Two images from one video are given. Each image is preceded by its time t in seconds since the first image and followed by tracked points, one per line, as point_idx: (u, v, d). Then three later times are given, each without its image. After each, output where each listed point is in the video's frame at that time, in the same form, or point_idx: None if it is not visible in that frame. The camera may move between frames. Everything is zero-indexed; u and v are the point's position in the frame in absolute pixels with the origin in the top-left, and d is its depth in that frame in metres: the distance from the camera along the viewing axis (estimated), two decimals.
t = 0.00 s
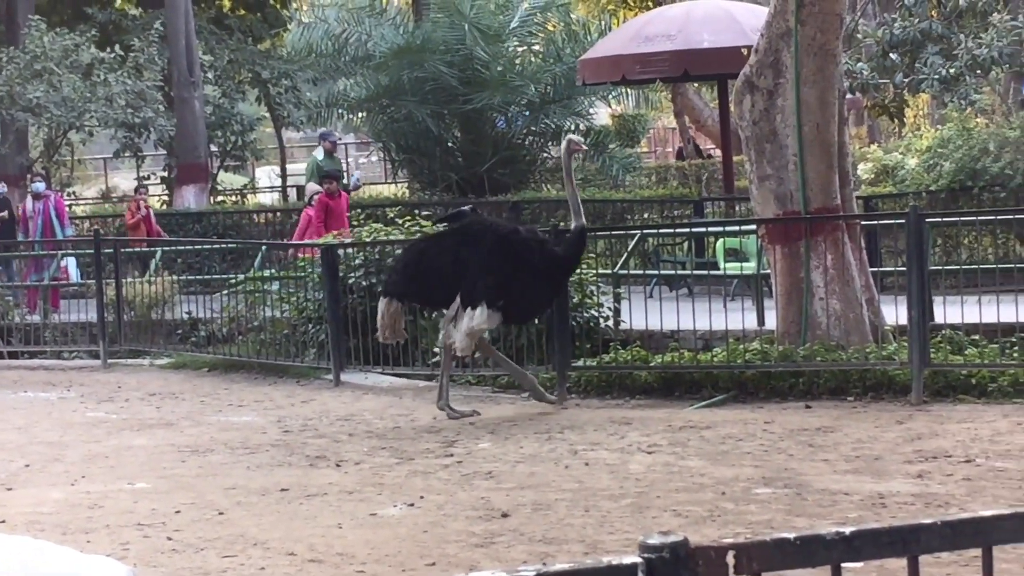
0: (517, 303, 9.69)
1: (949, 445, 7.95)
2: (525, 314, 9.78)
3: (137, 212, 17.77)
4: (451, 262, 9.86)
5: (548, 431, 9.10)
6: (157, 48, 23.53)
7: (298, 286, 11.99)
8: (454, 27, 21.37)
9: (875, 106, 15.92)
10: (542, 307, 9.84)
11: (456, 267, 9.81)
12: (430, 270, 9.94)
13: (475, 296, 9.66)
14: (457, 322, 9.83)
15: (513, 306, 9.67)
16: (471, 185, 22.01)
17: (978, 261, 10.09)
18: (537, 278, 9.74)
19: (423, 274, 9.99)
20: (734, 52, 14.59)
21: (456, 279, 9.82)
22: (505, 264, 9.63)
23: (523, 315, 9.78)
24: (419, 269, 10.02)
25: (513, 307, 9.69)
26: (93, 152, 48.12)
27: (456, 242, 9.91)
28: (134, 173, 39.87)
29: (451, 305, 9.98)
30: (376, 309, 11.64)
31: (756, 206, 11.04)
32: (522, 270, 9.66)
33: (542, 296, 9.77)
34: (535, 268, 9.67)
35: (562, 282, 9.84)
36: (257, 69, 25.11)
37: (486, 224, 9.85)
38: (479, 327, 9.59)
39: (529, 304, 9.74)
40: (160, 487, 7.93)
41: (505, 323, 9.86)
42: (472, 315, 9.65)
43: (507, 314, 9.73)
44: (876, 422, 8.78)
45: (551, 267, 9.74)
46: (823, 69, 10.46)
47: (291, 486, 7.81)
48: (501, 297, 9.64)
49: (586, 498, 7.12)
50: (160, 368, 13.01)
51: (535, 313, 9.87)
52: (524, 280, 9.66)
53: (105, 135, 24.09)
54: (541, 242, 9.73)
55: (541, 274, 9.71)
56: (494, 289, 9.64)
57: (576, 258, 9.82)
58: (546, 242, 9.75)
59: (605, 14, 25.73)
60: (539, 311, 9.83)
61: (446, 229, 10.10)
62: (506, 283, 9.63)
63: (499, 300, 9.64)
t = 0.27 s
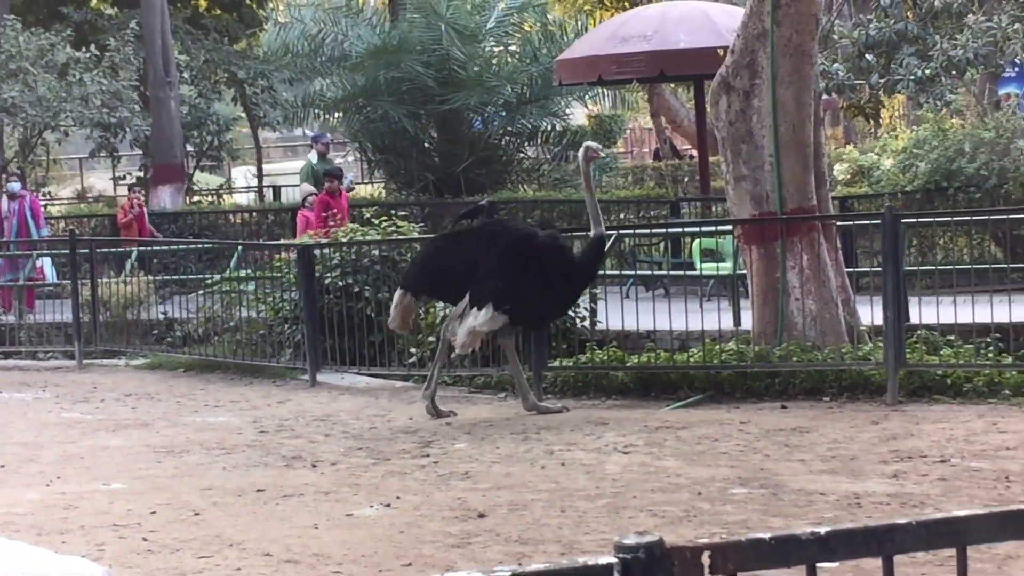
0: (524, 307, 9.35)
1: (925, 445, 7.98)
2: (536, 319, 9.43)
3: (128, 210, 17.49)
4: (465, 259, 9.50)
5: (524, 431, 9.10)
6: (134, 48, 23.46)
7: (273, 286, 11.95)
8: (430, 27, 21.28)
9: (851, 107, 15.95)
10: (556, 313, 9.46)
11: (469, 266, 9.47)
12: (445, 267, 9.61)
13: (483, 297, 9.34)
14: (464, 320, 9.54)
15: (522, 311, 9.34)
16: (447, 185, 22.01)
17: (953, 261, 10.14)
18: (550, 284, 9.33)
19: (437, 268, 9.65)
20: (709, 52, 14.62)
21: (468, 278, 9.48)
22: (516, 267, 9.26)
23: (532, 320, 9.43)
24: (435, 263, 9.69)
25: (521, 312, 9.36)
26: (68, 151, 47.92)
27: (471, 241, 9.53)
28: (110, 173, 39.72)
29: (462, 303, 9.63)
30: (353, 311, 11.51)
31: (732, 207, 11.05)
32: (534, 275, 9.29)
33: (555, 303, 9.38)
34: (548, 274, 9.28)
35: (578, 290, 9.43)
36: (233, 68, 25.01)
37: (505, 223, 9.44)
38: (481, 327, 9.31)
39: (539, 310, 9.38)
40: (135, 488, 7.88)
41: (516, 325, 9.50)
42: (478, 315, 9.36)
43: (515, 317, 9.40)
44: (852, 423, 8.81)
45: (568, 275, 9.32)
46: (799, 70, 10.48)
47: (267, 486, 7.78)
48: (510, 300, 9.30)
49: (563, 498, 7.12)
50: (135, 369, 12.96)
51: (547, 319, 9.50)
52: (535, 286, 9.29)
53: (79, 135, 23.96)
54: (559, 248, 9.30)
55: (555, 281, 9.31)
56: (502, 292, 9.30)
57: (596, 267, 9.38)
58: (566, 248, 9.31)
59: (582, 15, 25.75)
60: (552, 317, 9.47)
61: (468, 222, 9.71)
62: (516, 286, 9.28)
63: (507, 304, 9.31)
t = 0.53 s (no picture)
0: (539, 302, 9.27)
1: (897, 445, 8.01)
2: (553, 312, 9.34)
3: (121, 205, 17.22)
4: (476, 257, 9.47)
5: (498, 431, 9.09)
6: (107, 47, 23.31)
7: (247, 286, 11.89)
8: (404, 26, 21.24)
9: (824, 108, 16.00)
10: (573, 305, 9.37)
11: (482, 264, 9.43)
12: (458, 266, 9.58)
13: (496, 295, 9.31)
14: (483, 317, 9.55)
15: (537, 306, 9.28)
16: (422, 185, 22.02)
17: (927, 261, 10.19)
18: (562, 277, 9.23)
19: (451, 266, 9.64)
20: (683, 52, 14.65)
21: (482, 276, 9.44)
22: (525, 262, 9.20)
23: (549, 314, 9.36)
24: (448, 259, 9.66)
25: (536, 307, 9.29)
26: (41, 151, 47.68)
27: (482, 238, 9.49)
28: (83, 173, 39.51)
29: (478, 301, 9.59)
30: (328, 310, 11.46)
31: (706, 206, 11.06)
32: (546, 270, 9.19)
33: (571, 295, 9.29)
34: (559, 268, 9.17)
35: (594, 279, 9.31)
36: (207, 67, 24.89)
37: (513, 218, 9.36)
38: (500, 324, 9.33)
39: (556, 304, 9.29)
40: (108, 488, 7.84)
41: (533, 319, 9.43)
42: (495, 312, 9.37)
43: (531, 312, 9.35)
44: (825, 422, 8.83)
45: (581, 266, 9.20)
46: (773, 70, 10.51)
47: (240, 486, 7.74)
48: (523, 296, 9.26)
49: (536, 498, 7.11)
50: (108, 368, 12.89)
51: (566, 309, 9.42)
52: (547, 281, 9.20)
53: (52, 134, 23.83)
54: (568, 240, 9.18)
55: (568, 274, 9.20)
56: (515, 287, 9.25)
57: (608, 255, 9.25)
58: (575, 239, 9.21)
59: (556, 14, 25.75)
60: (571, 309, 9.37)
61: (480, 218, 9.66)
62: (527, 282, 9.22)
63: (520, 300, 9.26)
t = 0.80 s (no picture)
0: (548, 302, 9.25)
1: (869, 446, 8.04)
2: (562, 314, 9.31)
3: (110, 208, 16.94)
4: (485, 260, 9.46)
5: (471, 433, 9.08)
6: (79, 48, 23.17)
7: (219, 287, 11.83)
8: (378, 28, 21.32)
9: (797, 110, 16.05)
10: (581, 306, 9.34)
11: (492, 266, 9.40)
12: (469, 270, 9.56)
13: (505, 296, 9.29)
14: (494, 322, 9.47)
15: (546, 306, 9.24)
16: (394, 186, 21.89)
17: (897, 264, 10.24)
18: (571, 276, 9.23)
19: (460, 270, 9.63)
20: (657, 54, 14.66)
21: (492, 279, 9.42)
22: (535, 262, 9.18)
23: (558, 314, 9.32)
24: (458, 263, 9.64)
25: (546, 307, 9.25)
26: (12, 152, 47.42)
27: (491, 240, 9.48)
28: (54, 175, 39.29)
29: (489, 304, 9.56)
30: (301, 311, 11.41)
31: (679, 209, 11.08)
32: (555, 269, 9.19)
33: (579, 295, 9.27)
34: (567, 266, 9.17)
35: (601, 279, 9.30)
36: (179, 69, 24.74)
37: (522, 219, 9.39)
38: (509, 326, 9.24)
39: (564, 305, 9.26)
40: (79, 489, 7.79)
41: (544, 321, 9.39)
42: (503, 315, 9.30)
43: (540, 314, 9.30)
44: (797, 424, 8.86)
45: (588, 264, 9.20)
46: (746, 72, 10.56)
47: (212, 488, 7.70)
48: (532, 296, 9.22)
49: (509, 500, 7.10)
50: (79, 370, 12.82)
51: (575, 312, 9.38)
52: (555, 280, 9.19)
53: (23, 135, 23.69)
54: (576, 238, 9.20)
55: (575, 272, 9.20)
56: (523, 287, 9.23)
57: (616, 254, 9.26)
58: (584, 239, 9.20)
59: (530, 16, 25.76)
60: (579, 310, 9.34)
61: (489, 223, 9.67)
62: (536, 282, 9.19)
63: (528, 300, 9.22)
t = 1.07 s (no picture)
0: (571, 303, 8.97)
1: (841, 450, 8.07)
2: (584, 317, 9.02)
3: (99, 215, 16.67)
4: (505, 258, 9.19)
5: (444, 436, 9.06)
6: (53, 51, 23.04)
7: (193, 291, 11.80)
8: (352, 31, 21.32)
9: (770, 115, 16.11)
10: (604, 310, 9.06)
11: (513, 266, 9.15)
12: (488, 269, 9.30)
13: (527, 296, 9.01)
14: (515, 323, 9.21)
15: (569, 308, 8.96)
16: (368, 190, 21.72)
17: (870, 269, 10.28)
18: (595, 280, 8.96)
19: (479, 270, 9.35)
20: (631, 57, 14.68)
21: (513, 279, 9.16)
22: (557, 264, 8.93)
23: (580, 317, 9.03)
24: (477, 262, 9.37)
25: (568, 308, 8.96)
26: None
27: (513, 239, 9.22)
28: (26, 180, 39.09)
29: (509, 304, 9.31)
30: (274, 315, 11.40)
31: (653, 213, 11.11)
32: (577, 270, 8.92)
33: (603, 297, 8.99)
34: (590, 267, 8.91)
35: (624, 282, 9.04)
36: (153, 71, 24.67)
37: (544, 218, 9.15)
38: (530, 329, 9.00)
39: (586, 308, 9.00)
40: (51, 493, 7.74)
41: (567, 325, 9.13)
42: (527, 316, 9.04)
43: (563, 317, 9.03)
44: (770, 428, 8.89)
45: (611, 266, 8.94)
46: (720, 77, 10.58)
47: (185, 492, 7.66)
48: (555, 297, 8.94)
49: (482, 504, 7.09)
50: (51, 374, 12.76)
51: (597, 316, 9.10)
52: (579, 281, 8.92)
53: None
54: (599, 239, 8.96)
55: (599, 274, 8.92)
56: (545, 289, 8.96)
57: (639, 257, 9.03)
58: (608, 242, 8.95)
59: (504, 20, 25.79)
60: (602, 314, 9.06)
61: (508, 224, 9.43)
62: (559, 282, 8.92)
63: (551, 301, 8.94)
